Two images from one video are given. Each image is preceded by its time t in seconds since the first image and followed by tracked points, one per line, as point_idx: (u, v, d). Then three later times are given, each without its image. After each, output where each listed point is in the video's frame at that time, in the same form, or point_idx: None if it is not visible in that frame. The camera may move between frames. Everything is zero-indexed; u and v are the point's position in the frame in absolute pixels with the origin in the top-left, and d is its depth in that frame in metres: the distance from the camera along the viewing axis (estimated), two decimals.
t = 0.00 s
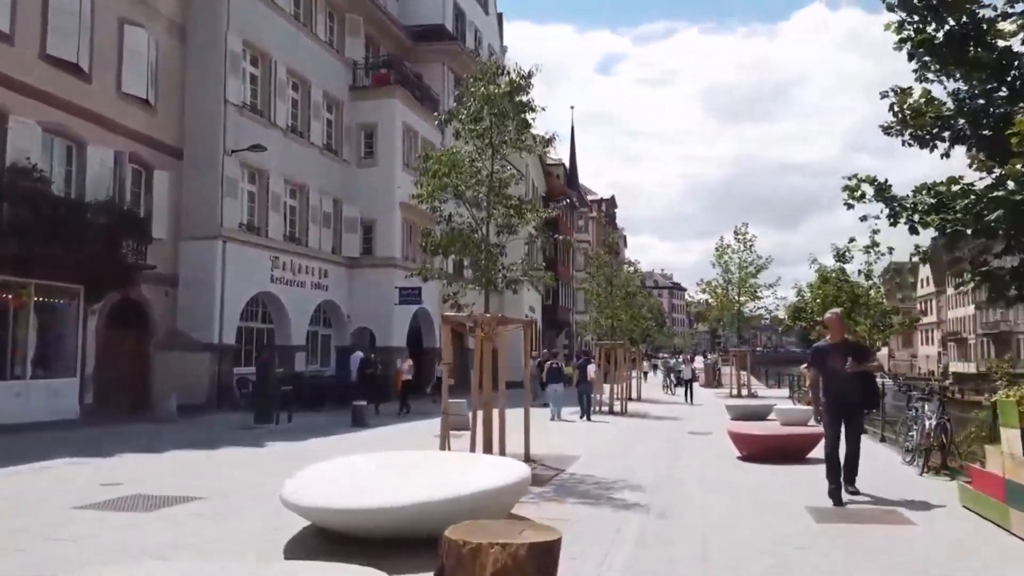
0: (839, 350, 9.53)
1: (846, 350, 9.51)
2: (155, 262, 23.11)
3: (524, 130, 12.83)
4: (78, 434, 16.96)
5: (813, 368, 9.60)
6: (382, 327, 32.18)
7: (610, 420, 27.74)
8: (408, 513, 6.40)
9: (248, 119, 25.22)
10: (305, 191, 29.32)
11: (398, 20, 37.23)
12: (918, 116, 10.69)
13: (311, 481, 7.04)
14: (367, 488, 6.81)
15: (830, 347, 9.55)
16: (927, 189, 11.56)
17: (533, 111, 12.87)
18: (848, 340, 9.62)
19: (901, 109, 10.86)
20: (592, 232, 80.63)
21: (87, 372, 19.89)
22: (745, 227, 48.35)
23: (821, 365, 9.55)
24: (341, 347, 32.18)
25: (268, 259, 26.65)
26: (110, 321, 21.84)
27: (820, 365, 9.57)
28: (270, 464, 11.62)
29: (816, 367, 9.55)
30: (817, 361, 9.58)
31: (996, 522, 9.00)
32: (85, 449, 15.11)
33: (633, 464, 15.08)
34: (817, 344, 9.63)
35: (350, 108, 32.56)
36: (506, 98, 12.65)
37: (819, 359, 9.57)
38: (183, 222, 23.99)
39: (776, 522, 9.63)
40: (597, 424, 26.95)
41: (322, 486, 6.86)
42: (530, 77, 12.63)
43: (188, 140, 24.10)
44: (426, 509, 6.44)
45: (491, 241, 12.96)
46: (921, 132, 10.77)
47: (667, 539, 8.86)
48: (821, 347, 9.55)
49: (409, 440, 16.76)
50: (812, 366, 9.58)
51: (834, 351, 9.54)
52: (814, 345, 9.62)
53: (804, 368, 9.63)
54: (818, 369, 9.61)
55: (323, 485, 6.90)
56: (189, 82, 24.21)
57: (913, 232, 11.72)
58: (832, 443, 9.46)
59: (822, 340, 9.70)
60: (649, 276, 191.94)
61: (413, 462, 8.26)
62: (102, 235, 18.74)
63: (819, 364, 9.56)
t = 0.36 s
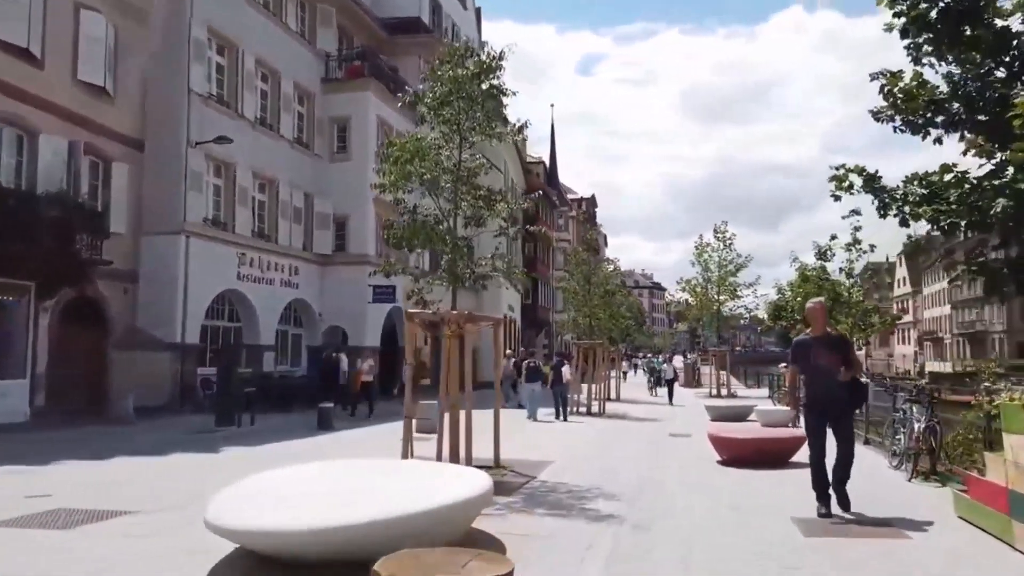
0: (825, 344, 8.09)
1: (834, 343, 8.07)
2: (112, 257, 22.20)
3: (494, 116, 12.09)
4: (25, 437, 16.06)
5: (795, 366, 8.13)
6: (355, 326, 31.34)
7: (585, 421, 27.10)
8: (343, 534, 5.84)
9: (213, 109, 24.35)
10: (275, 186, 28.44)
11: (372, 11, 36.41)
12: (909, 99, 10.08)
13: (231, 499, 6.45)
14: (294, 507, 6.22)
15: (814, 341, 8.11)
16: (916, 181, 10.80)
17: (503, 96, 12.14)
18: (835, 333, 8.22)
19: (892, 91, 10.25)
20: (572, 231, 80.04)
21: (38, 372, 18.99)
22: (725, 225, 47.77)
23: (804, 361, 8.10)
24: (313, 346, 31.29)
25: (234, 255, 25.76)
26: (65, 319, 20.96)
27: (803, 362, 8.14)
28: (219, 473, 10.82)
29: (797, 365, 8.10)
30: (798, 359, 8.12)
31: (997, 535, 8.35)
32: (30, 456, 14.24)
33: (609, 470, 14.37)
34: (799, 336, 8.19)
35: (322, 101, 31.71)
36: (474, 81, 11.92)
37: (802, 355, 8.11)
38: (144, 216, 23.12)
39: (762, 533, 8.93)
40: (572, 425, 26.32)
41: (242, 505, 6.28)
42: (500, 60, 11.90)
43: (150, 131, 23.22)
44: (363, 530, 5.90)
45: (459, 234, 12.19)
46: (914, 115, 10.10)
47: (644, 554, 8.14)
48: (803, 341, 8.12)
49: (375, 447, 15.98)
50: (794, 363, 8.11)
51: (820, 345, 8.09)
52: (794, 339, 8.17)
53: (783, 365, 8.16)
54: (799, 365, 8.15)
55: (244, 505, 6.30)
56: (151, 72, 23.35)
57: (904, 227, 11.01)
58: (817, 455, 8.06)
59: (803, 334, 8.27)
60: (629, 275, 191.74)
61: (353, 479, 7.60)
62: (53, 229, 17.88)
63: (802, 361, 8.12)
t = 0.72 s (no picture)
0: (822, 346, 7.34)
1: (831, 346, 7.32)
2: (69, 252, 21.20)
3: (464, 99, 11.34)
4: None
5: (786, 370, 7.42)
6: (329, 325, 30.50)
7: (565, 422, 26.43)
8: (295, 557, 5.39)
9: (179, 99, 23.52)
10: (245, 180, 27.56)
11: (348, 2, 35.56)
12: (908, 77, 9.42)
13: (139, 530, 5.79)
14: (223, 534, 5.69)
15: (810, 342, 7.37)
16: (913, 168, 10.14)
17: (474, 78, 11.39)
18: (835, 335, 7.46)
19: (888, 69, 9.60)
20: (555, 229, 79.41)
21: None
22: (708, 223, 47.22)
23: (797, 365, 7.36)
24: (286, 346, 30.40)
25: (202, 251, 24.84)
26: (20, 317, 20.09)
27: (796, 365, 7.40)
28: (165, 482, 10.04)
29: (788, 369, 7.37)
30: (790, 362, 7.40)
31: (1007, 549, 7.66)
32: None
33: (587, 475, 13.67)
34: (792, 337, 7.46)
35: (296, 93, 30.85)
36: (442, 61, 11.16)
37: (795, 359, 7.38)
38: (105, 210, 22.23)
39: (750, 548, 8.22)
40: (551, 426, 25.64)
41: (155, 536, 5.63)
42: (471, 39, 11.15)
43: (112, 122, 22.33)
44: (315, 553, 5.48)
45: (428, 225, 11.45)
46: (911, 95, 9.51)
47: (621, 573, 7.42)
48: (797, 342, 7.38)
49: (341, 454, 15.18)
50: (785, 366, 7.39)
51: (815, 347, 7.35)
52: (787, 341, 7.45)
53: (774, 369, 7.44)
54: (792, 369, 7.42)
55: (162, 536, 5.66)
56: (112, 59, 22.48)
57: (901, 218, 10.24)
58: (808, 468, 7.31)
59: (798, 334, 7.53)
60: (611, 275, 191.35)
61: (268, 491, 7.00)
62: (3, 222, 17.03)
63: (795, 364, 7.38)
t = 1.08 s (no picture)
0: (833, 332, 6.48)
1: (842, 331, 6.47)
2: (28, 244, 20.43)
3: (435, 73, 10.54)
4: None
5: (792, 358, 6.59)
6: (305, 322, 29.60)
7: (547, 422, 25.69)
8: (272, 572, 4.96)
9: (148, 86, 22.68)
10: (217, 171, 26.66)
11: None
12: (915, 49, 8.67)
13: (77, 559, 5.22)
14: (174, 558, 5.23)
15: (819, 328, 6.51)
16: (917, 150, 9.42)
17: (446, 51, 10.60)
18: (850, 319, 6.57)
19: (892, 41, 8.85)
20: (538, 227, 78.71)
21: None
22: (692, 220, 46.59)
23: (804, 352, 6.53)
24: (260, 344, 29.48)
25: (172, 245, 23.90)
26: None
27: (804, 353, 6.56)
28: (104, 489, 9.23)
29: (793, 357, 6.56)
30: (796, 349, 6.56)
31: None
32: None
33: (567, 479, 12.90)
34: (800, 319, 6.62)
35: (271, 83, 29.95)
36: (412, 32, 10.36)
37: (801, 346, 6.54)
38: (67, 200, 21.42)
39: (746, 560, 7.45)
40: (533, 426, 24.91)
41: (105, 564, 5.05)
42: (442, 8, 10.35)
43: (74, 108, 21.54)
44: (293, 565, 5.13)
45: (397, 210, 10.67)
46: (916, 69, 8.80)
47: None
48: (804, 326, 6.54)
49: (306, 458, 14.35)
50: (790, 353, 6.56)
51: (826, 333, 6.49)
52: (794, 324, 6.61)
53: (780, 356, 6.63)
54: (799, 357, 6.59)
55: (112, 563, 5.10)
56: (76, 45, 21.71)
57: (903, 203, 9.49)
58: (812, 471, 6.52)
59: (809, 317, 6.68)
60: (595, 275, 190.82)
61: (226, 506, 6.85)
62: None
63: (801, 351, 6.54)
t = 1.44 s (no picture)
0: (841, 326, 5.70)
1: (851, 325, 5.69)
2: None
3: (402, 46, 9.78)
4: None
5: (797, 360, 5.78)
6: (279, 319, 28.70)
7: (528, 422, 24.97)
8: None
9: (113, 72, 21.88)
10: (187, 163, 25.74)
11: None
12: (922, 17, 8.00)
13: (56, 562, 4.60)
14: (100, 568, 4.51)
15: (825, 322, 5.72)
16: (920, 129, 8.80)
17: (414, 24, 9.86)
18: (858, 310, 5.80)
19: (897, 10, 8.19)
20: (523, 224, 77.95)
21: None
22: (676, 216, 45.91)
23: (810, 351, 5.73)
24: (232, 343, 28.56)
25: (139, 239, 22.99)
26: None
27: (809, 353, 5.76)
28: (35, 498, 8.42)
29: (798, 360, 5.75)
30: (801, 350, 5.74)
31: None
32: None
33: (545, 484, 12.14)
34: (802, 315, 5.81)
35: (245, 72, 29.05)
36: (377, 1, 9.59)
37: (807, 345, 5.73)
38: (27, 191, 20.70)
39: None
40: (513, 426, 24.18)
41: (78, 563, 4.57)
42: None
43: (34, 94, 20.86)
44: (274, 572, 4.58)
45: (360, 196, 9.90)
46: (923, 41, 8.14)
47: None
48: (809, 321, 5.74)
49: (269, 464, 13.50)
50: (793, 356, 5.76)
51: (833, 328, 5.71)
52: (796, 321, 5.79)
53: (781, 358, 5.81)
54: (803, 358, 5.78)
55: (88, 565, 4.58)
56: (37, 30, 21.03)
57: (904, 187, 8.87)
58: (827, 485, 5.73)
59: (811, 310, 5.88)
60: (579, 273, 190.14)
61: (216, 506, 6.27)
62: None
63: (808, 351, 5.74)
